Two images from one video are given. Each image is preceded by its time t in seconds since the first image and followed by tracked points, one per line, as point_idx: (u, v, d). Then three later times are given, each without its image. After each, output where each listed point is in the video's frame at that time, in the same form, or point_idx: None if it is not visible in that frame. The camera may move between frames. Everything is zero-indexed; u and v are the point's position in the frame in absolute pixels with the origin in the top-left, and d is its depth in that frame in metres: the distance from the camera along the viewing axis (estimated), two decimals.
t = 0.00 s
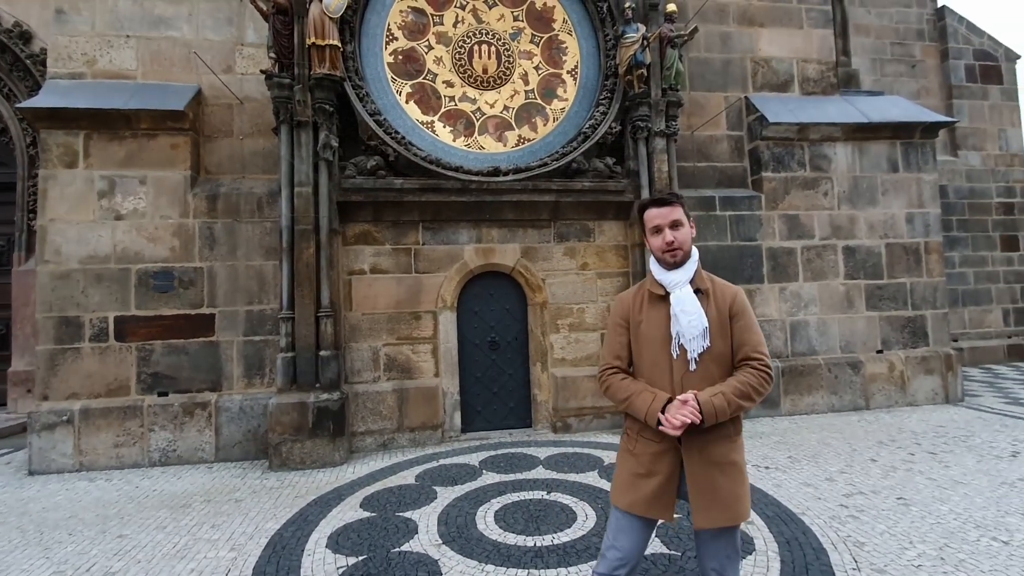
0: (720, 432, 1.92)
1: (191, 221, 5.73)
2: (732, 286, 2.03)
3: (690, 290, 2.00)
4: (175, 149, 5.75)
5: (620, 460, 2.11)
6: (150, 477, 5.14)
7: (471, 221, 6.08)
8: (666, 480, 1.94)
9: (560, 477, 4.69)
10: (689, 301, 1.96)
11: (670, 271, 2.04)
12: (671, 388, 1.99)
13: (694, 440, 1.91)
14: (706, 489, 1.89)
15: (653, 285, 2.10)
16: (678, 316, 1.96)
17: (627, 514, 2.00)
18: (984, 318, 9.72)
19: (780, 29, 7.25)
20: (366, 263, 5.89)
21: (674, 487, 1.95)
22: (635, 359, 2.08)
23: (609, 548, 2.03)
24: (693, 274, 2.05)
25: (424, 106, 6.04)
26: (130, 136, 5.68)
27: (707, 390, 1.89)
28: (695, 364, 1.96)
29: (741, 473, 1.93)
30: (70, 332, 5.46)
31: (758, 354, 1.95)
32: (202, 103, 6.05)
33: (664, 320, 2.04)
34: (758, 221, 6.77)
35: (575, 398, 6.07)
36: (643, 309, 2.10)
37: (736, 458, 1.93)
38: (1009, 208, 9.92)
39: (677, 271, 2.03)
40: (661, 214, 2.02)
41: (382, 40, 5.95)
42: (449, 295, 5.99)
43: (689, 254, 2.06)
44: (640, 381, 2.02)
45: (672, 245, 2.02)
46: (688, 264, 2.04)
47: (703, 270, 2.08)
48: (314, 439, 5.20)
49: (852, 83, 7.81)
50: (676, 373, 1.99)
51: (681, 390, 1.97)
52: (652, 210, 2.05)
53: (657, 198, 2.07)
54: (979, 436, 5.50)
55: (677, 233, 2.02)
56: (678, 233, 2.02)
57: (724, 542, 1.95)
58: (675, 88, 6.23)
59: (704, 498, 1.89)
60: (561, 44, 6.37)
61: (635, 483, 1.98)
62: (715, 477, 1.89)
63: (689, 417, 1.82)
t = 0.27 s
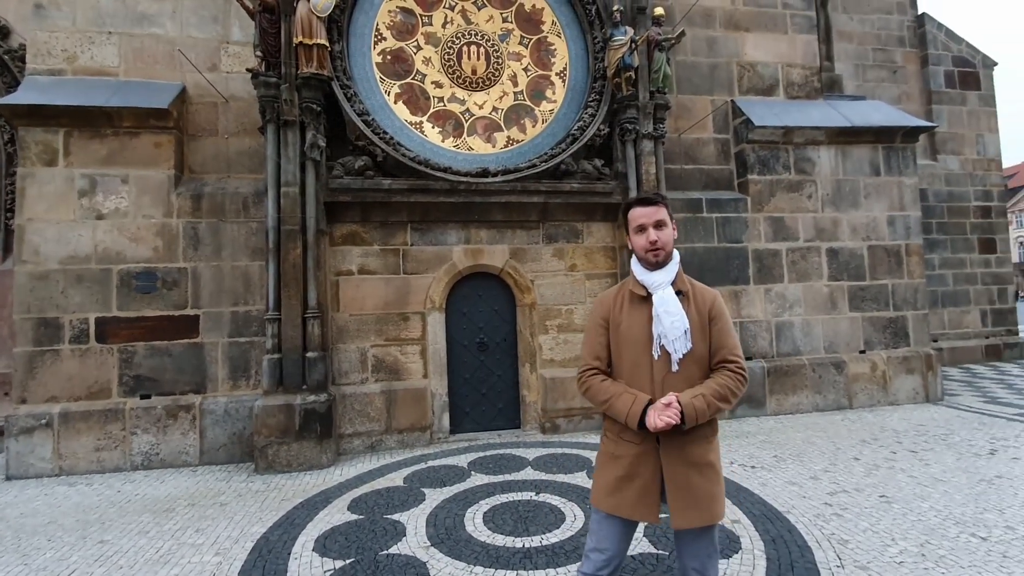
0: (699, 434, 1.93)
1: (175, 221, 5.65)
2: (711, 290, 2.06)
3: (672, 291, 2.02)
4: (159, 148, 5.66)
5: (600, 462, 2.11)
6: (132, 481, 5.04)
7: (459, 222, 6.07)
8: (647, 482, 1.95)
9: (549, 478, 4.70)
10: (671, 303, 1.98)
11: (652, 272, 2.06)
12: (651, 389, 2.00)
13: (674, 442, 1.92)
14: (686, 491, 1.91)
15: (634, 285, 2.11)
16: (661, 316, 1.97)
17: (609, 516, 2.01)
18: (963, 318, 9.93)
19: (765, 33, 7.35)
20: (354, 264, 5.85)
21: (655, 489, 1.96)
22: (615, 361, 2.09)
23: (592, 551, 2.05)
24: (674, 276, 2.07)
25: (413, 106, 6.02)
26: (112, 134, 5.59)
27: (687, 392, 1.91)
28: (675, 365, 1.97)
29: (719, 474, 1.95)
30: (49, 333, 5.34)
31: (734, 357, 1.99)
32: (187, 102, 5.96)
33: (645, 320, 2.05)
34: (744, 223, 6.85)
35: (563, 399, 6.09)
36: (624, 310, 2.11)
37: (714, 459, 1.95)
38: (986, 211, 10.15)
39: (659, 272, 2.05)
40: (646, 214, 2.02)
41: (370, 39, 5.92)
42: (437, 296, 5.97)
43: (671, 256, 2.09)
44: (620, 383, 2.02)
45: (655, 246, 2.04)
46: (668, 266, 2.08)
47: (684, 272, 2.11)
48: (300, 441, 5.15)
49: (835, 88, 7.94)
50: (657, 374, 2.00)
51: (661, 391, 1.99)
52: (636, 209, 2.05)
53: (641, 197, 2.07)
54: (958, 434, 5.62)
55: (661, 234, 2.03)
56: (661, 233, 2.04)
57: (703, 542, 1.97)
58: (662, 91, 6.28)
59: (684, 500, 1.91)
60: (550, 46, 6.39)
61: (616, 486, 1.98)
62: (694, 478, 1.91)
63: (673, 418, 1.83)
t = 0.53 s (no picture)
0: (675, 433, 1.94)
1: (170, 222, 5.62)
2: (690, 292, 2.07)
3: (651, 291, 2.03)
4: (153, 148, 5.64)
5: (578, 464, 2.10)
6: (125, 484, 5.01)
7: (455, 223, 6.07)
8: (625, 483, 1.95)
9: (545, 480, 4.69)
10: (651, 301, 1.98)
11: (632, 272, 2.07)
12: (629, 388, 2.00)
13: (651, 441, 1.93)
14: (663, 491, 1.91)
15: (615, 285, 2.12)
16: (640, 314, 1.97)
17: (588, 517, 2.00)
18: (956, 320, 10.00)
19: (761, 36, 7.38)
20: (350, 265, 5.84)
21: (633, 489, 1.95)
22: (593, 360, 2.09)
23: (576, 553, 2.06)
24: (654, 276, 2.09)
25: (409, 107, 6.02)
26: (106, 135, 5.55)
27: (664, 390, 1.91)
28: (653, 363, 1.98)
29: (695, 475, 1.95)
30: (42, 335, 5.30)
31: (712, 358, 2.00)
32: (182, 102, 5.94)
33: (624, 319, 2.06)
34: (739, 225, 6.88)
35: (559, 401, 6.09)
36: (604, 309, 2.12)
37: (691, 459, 1.95)
38: (979, 214, 10.23)
39: (640, 272, 2.06)
40: (628, 214, 2.04)
41: (366, 40, 5.91)
42: (433, 297, 5.97)
43: (652, 256, 2.10)
44: (598, 381, 2.02)
45: (636, 246, 2.05)
46: (649, 266, 2.09)
47: (664, 273, 2.12)
48: (295, 443, 5.13)
49: (830, 90, 7.98)
50: (635, 373, 2.00)
51: (639, 390, 1.99)
52: (619, 209, 2.06)
53: (624, 198, 2.09)
54: (951, 435, 5.66)
55: (642, 234, 2.04)
56: (642, 234, 2.05)
57: (683, 544, 1.97)
58: (658, 93, 6.30)
59: (661, 500, 1.90)
60: (546, 47, 6.40)
61: (595, 487, 1.98)
62: (670, 478, 1.91)
63: (650, 414, 1.82)
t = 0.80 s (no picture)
0: (661, 434, 1.94)
1: (168, 221, 5.61)
2: (675, 292, 2.07)
3: (635, 291, 2.03)
4: (152, 148, 5.63)
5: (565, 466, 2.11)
6: (123, 484, 5.00)
7: (455, 223, 6.07)
8: (610, 484, 1.95)
9: (543, 480, 4.69)
10: (634, 301, 1.99)
11: (616, 274, 2.08)
12: (614, 389, 2.00)
13: (636, 441, 1.93)
14: (648, 493, 1.90)
15: (600, 286, 2.13)
16: (624, 314, 1.98)
17: (575, 520, 2.00)
18: (954, 321, 10.03)
19: (760, 38, 7.40)
20: (349, 266, 5.83)
21: (618, 491, 1.95)
22: (579, 361, 2.10)
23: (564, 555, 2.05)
24: (638, 277, 2.09)
25: (408, 108, 6.02)
26: (105, 134, 5.55)
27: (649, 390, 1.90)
28: (638, 363, 1.98)
29: (681, 476, 1.95)
30: (40, 334, 5.29)
31: (698, 357, 1.99)
32: (180, 102, 5.93)
33: (609, 321, 2.07)
34: (738, 226, 6.89)
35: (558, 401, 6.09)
36: (590, 311, 2.13)
37: (677, 461, 1.95)
38: (977, 215, 10.26)
39: (624, 273, 2.06)
40: (609, 218, 2.04)
41: (366, 41, 5.91)
42: (432, 297, 5.96)
43: (636, 258, 2.11)
44: (584, 382, 2.02)
45: (618, 248, 2.06)
46: (633, 268, 2.09)
47: (649, 275, 2.12)
48: (293, 443, 5.12)
49: (828, 92, 8.00)
50: (620, 373, 2.00)
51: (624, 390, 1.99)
52: (598, 214, 2.06)
53: (602, 202, 2.09)
54: (949, 436, 5.67)
55: (623, 237, 2.05)
56: (624, 236, 2.05)
57: (670, 547, 1.96)
58: (657, 94, 6.30)
59: (646, 502, 1.90)
60: (545, 48, 6.41)
61: (580, 489, 1.98)
62: (656, 480, 1.91)
63: (634, 411, 1.81)
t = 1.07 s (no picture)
0: (652, 434, 1.94)
1: (167, 221, 5.61)
2: (665, 292, 2.08)
3: (625, 291, 2.04)
4: (151, 147, 5.62)
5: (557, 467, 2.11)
6: (121, 484, 4.99)
7: (453, 224, 6.08)
8: (602, 485, 1.95)
9: (542, 481, 4.69)
10: (624, 302, 1.99)
11: (607, 274, 2.08)
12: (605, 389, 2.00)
13: (627, 441, 1.93)
14: (640, 493, 1.91)
15: (590, 287, 2.13)
16: (614, 315, 1.98)
17: (568, 521, 2.00)
18: (951, 322, 10.05)
19: (758, 39, 7.41)
20: (347, 266, 5.83)
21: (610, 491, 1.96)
22: (570, 362, 2.10)
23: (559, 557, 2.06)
24: (629, 278, 2.10)
25: (407, 108, 6.02)
26: (104, 133, 5.54)
27: (639, 389, 1.90)
28: (628, 363, 1.98)
29: (673, 476, 1.95)
30: (37, 334, 5.27)
31: (688, 356, 1.98)
32: (179, 101, 5.93)
33: (600, 321, 2.07)
34: (737, 227, 6.90)
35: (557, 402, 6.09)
36: (580, 312, 2.14)
37: (669, 461, 1.95)
38: (974, 216, 10.28)
39: (615, 274, 2.07)
40: (600, 219, 2.05)
41: (365, 41, 5.91)
42: (431, 298, 5.96)
43: (626, 259, 2.12)
44: (575, 383, 2.02)
45: (609, 249, 2.07)
46: (623, 269, 2.10)
47: (640, 276, 2.13)
48: (292, 443, 5.12)
49: (826, 93, 8.01)
50: (611, 374, 2.00)
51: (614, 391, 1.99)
52: (591, 214, 2.07)
53: (595, 204, 2.10)
54: (946, 437, 5.68)
55: (615, 238, 2.06)
56: (615, 237, 2.07)
57: (662, 548, 1.96)
58: (656, 95, 6.31)
59: (638, 502, 1.91)
60: (545, 49, 6.41)
61: (572, 490, 1.99)
62: (647, 479, 1.91)
63: (623, 410, 1.82)
